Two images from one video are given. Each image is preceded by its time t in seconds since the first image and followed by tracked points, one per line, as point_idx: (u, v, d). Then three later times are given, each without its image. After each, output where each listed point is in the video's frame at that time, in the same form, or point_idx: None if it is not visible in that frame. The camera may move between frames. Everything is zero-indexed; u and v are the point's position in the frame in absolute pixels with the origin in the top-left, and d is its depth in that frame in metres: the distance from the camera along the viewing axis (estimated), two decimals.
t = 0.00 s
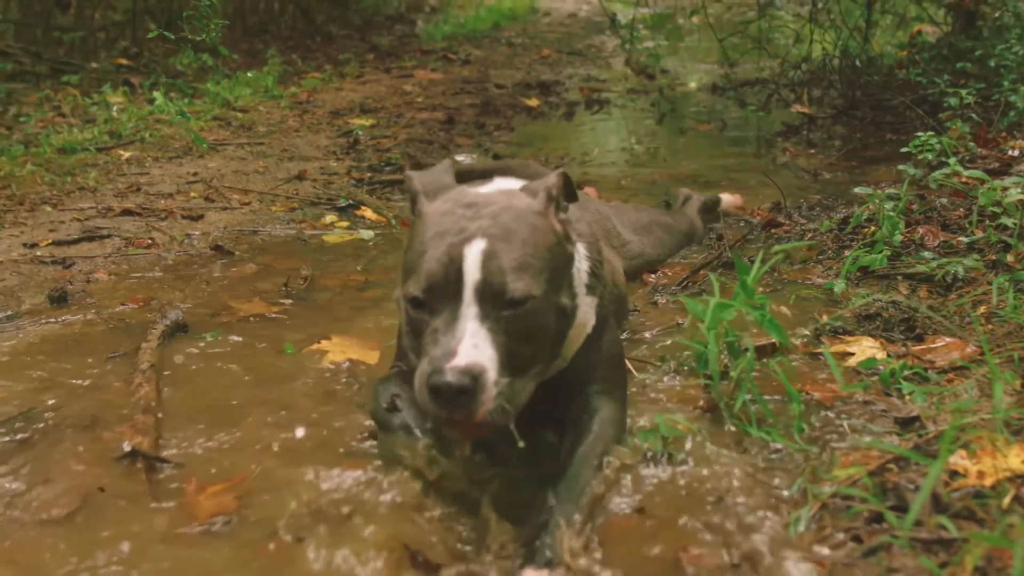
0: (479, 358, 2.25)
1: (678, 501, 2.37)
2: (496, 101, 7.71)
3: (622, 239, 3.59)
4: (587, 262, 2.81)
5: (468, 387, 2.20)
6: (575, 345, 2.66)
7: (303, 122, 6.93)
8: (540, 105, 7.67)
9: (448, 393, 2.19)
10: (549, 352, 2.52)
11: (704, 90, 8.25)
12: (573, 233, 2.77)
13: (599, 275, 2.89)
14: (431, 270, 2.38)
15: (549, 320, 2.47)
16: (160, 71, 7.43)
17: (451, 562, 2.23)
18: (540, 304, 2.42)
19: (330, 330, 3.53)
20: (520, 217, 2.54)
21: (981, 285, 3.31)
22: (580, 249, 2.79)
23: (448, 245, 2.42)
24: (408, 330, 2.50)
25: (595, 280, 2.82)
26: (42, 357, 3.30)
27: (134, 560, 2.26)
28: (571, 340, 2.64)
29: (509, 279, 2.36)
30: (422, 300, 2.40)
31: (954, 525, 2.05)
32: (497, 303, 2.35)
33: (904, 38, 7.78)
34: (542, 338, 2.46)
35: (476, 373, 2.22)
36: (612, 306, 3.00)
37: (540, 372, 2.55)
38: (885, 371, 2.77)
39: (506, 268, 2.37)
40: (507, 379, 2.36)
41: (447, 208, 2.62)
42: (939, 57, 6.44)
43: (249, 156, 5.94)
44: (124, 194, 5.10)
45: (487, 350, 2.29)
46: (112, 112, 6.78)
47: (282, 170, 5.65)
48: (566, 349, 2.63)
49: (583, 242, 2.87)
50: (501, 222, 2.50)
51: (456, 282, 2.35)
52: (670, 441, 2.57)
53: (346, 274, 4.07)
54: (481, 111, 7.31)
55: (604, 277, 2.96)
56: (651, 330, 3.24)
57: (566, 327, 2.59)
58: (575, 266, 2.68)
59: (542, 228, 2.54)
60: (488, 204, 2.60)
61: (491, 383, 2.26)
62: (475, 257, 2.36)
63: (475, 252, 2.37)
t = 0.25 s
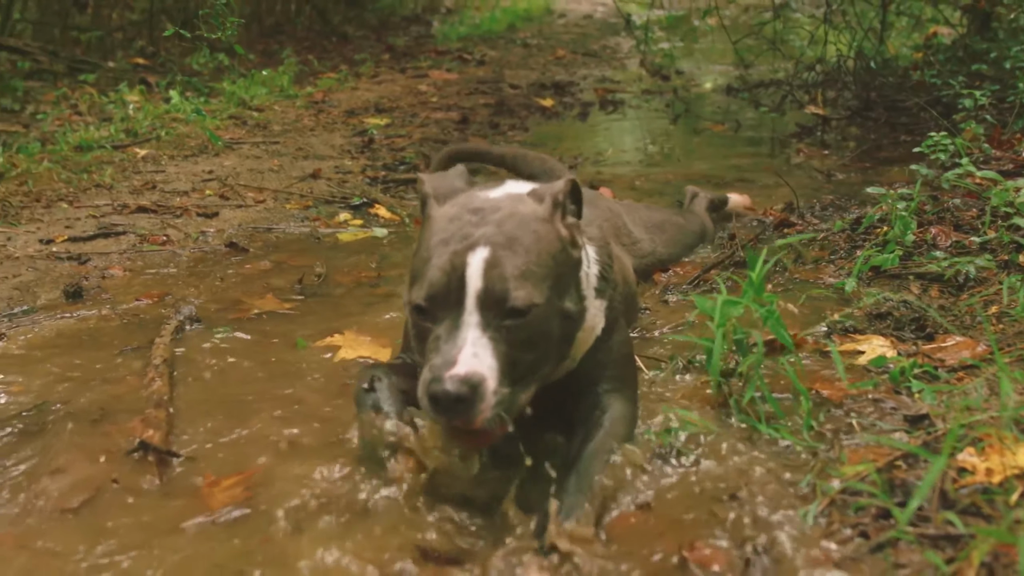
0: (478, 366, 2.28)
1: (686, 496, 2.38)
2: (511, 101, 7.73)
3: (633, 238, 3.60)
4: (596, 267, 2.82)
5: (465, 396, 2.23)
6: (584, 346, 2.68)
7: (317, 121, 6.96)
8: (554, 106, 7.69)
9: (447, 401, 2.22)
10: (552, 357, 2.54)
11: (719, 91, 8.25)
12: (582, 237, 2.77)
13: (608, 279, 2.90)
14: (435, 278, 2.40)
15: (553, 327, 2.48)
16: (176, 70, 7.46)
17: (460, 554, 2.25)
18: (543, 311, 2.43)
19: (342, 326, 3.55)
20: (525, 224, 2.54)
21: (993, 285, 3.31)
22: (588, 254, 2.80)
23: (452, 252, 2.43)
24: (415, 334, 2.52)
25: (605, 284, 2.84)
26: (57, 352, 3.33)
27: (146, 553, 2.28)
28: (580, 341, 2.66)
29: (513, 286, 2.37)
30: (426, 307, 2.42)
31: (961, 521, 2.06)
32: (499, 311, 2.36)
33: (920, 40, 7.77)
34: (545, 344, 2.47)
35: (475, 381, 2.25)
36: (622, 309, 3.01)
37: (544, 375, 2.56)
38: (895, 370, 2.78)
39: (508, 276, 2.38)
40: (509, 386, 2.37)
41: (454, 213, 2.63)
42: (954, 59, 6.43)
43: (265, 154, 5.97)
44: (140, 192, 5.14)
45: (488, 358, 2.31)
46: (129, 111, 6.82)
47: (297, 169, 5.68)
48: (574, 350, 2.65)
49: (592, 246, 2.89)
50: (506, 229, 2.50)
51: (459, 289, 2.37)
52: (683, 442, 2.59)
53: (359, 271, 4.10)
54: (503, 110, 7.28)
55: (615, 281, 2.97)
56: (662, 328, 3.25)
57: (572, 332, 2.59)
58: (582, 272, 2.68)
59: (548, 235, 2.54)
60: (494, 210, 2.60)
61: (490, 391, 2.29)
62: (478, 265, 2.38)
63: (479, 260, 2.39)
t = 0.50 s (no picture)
0: (476, 378, 2.29)
1: (694, 491, 2.39)
2: (524, 101, 7.74)
3: (645, 236, 3.62)
4: (603, 269, 2.85)
5: (462, 409, 2.22)
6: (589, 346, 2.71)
7: (332, 120, 6.98)
8: (567, 106, 7.70)
9: (444, 414, 2.22)
10: (552, 367, 2.55)
11: (732, 92, 8.25)
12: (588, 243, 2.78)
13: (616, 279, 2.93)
14: (436, 287, 2.43)
15: (553, 337, 2.49)
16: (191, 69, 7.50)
17: (469, 545, 2.26)
18: (543, 323, 2.44)
19: (354, 322, 3.57)
20: (527, 233, 2.55)
21: (1003, 284, 3.31)
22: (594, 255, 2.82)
23: (454, 262, 2.46)
24: (419, 342, 2.55)
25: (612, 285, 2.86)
26: (72, 346, 3.36)
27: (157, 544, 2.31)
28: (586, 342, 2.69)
29: (512, 297, 2.38)
30: (428, 316, 2.45)
31: (968, 516, 2.06)
32: (499, 322, 2.38)
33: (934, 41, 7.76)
34: (545, 354, 2.48)
35: (473, 394, 2.25)
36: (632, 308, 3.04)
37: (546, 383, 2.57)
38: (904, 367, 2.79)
39: (508, 287, 2.40)
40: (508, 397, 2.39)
41: (460, 222, 2.66)
42: (968, 60, 6.42)
43: (279, 153, 6.00)
44: (155, 189, 5.17)
45: (486, 370, 2.32)
46: (144, 109, 6.86)
47: (311, 167, 5.70)
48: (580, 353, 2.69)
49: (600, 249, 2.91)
50: (508, 239, 2.52)
51: (460, 299, 2.39)
52: (692, 438, 2.60)
53: (371, 268, 4.12)
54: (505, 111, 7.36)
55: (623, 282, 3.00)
56: (672, 325, 3.27)
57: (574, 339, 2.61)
58: (588, 275, 2.69)
59: (551, 244, 2.56)
60: (499, 218, 2.63)
61: (488, 403, 2.29)
62: (479, 275, 2.40)
63: (479, 270, 2.41)
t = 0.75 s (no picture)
0: (472, 390, 2.31)
1: (702, 487, 2.40)
2: (538, 102, 7.76)
3: (655, 235, 3.63)
4: (608, 273, 2.85)
5: (458, 421, 2.25)
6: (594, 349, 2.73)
7: (345, 121, 7.01)
8: (580, 107, 7.71)
9: (439, 426, 2.25)
10: (555, 376, 2.55)
11: (746, 93, 8.26)
12: (592, 249, 2.78)
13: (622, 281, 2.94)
14: (436, 298, 2.44)
15: (553, 347, 2.49)
16: (206, 70, 7.54)
17: (479, 539, 2.28)
18: (542, 334, 2.44)
19: (366, 320, 3.59)
20: (528, 244, 2.54)
21: (1013, 282, 3.31)
22: (599, 259, 2.83)
23: (454, 273, 2.47)
24: (422, 350, 2.57)
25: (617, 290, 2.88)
26: (87, 343, 3.40)
27: (170, 538, 2.33)
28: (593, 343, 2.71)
29: (510, 309, 2.39)
30: (428, 326, 2.46)
31: (974, 512, 2.07)
32: (497, 334, 2.38)
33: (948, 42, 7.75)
34: (546, 365, 2.48)
35: (468, 407, 2.27)
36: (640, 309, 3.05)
37: (548, 391, 2.58)
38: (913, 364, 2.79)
39: (507, 300, 2.40)
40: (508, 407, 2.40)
41: (463, 231, 2.66)
42: (982, 60, 6.41)
43: (292, 153, 6.03)
44: (169, 189, 5.20)
45: (484, 382, 2.33)
46: (159, 110, 6.90)
47: (324, 167, 5.73)
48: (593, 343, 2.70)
49: (603, 252, 2.92)
50: (508, 250, 2.51)
51: (458, 311, 2.40)
52: (701, 435, 2.61)
53: (383, 267, 4.14)
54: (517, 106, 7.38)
55: (630, 284, 3.01)
56: (681, 323, 3.28)
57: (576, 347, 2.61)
58: (591, 282, 2.69)
59: (551, 253, 2.54)
60: (501, 228, 2.63)
61: (484, 415, 2.31)
62: (478, 287, 2.41)
63: (478, 282, 2.42)
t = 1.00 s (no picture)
0: (467, 399, 2.32)
1: (713, 481, 2.42)
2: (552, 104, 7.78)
3: (668, 235, 3.64)
4: (613, 279, 2.84)
5: (451, 428, 2.27)
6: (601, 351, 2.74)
7: (361, 123, 7.05)
8: (595, 109, 7.73)
9: (433, 433, 2.28)
10: (557, 386, 2.54)
11: (760, 96, 8.27)
12: (596, 258, 2.76)
13: (630, 284, 2.93)
14: (435, 308, 2.45)
15: (553, 359, 2.48)
16: (223, 73, 7.58)
17: (491, 530, 2.31)
18: (541, 345, 2.43)
19: (380, 318, 3.62)
20: (527, 256, 2.53)
21: None
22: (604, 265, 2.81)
23: (454, 283, 2.48)
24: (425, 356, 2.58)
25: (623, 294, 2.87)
26: (104, 341, 3.43)
27: (186, 530, 2.36)
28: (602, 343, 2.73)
29: (507, 319, 2.39)
30: (428, 334, 2.47)
31: (983, 507, 2.08)
32: (494, 345, 2.39)
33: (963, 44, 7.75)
34: (545, 376, 2.48)
35: (463, 415, 2.29)
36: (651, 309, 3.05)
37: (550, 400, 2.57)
38: (924, 363, 2.81)
39: (504, 311, 2.40)
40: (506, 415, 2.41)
41: (466, 240, 2.66)
42: (997, 61, 6.42)
43: (308, 155, 6.07)
44: (186, 190, 5.24)
45: (480, 392, 2.34)
46: (176, 113, 6.95)
47: (339, 169, 5.77)
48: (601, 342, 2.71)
49: (609, 254, 2.91)
50: (509, 262, 2.50)
51: (457, 320, 2.41)
52: (715, 433, 2.64)
53: (397, 267, 4.17)
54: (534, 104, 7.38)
55: (639, 287, 3.00)
56: (692, 323, 3.30)
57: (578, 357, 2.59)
58: (594, 291, 2.66)
59: (551, 265, 2.52)
60: (503, 239, 2.62)
61: (478, 425, 2.32)
62: (476, 296, 2.41)
63: (477, 292, 2.42)
